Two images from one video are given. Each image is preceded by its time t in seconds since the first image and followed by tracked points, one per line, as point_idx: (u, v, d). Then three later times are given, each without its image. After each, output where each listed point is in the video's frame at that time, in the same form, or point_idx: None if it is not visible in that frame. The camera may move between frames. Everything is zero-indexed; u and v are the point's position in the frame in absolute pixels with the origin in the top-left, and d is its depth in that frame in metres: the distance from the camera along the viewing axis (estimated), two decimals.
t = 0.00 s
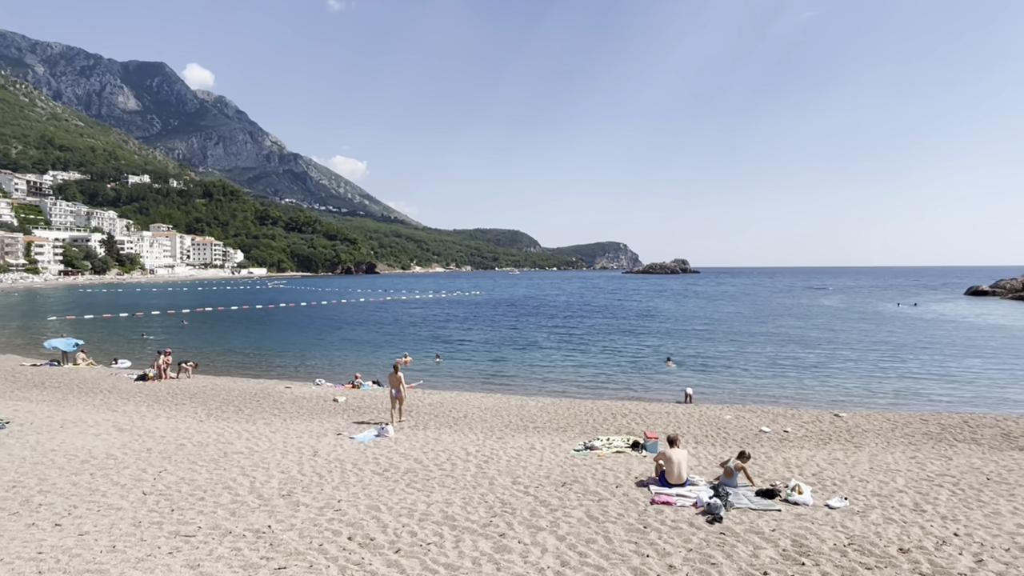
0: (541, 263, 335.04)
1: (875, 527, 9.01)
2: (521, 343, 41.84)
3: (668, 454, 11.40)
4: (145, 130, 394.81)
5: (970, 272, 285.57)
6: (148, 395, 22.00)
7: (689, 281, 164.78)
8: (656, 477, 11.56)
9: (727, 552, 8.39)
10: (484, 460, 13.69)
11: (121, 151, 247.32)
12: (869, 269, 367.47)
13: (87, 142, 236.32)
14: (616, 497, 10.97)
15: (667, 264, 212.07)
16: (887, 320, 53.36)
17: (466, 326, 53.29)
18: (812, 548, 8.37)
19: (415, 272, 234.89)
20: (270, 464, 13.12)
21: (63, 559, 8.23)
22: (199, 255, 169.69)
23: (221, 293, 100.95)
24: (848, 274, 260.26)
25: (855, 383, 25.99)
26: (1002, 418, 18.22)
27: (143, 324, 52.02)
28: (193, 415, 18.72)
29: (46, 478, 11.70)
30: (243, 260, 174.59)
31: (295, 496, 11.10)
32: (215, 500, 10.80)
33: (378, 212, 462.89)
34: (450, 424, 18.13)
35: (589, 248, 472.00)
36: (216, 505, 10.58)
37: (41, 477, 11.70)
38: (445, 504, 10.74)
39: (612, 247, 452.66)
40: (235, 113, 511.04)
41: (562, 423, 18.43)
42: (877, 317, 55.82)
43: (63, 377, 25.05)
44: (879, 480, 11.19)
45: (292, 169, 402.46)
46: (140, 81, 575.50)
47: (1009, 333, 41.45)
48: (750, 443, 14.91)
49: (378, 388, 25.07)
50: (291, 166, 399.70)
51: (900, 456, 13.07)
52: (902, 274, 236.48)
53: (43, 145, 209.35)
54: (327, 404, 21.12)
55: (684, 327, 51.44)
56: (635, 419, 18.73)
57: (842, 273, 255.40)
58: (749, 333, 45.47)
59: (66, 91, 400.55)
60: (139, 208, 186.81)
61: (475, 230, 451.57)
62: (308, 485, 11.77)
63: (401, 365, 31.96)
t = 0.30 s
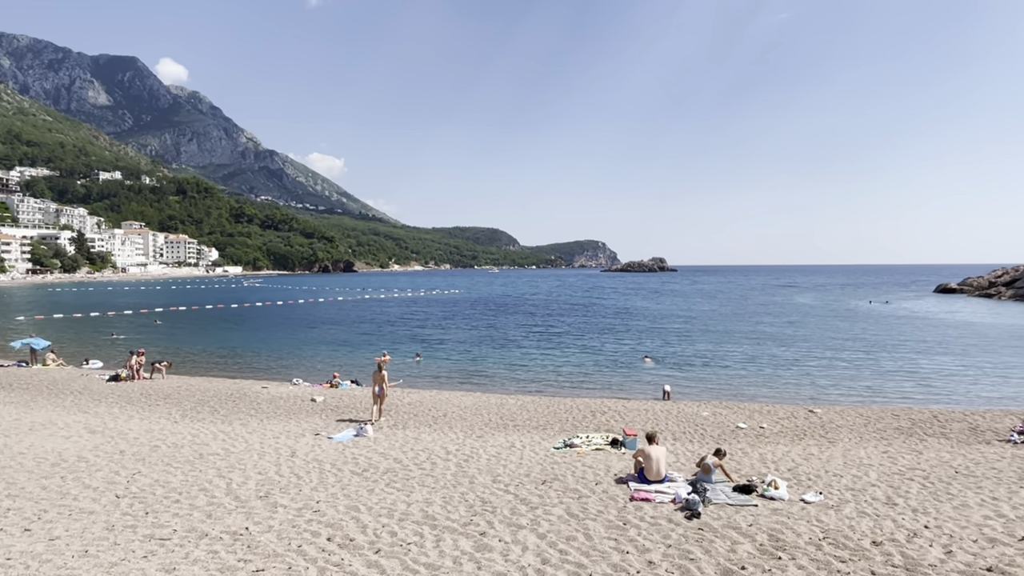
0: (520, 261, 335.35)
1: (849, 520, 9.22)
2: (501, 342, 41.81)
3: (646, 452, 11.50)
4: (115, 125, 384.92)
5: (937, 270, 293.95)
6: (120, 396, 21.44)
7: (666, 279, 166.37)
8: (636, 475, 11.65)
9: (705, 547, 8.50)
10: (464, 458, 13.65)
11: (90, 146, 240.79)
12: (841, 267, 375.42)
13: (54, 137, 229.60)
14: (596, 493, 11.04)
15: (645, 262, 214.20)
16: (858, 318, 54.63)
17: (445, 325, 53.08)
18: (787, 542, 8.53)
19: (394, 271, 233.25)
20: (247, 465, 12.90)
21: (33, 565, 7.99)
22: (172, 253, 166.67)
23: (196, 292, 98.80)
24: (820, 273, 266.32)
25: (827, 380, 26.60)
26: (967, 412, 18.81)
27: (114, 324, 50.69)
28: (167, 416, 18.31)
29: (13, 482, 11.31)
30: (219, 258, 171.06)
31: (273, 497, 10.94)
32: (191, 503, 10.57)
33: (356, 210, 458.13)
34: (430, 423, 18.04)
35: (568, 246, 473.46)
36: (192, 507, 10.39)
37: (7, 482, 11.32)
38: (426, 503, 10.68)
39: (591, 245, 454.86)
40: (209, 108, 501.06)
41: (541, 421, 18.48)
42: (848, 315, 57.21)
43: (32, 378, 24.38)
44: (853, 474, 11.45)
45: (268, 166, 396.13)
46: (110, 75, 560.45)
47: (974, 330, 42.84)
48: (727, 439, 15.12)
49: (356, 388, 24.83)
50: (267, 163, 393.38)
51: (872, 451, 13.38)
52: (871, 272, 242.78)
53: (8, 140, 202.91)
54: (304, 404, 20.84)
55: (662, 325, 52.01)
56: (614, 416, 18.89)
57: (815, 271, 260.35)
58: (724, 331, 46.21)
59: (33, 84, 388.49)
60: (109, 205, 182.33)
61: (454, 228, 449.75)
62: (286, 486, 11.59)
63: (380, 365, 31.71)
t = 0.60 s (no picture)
0: (498, 260, 335.14)
1: (822, 514, 9.44)
2: (480, 341, 41.72)
3: (624, 448, 11.62)
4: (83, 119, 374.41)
5: (904, 268, 301.75)
6: (89, 398, 20.86)
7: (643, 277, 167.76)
8: (613, 471, 11.77)
9: (682, 543, 8.63)
10: (442, 457, 13.62)
11: (57, 142, 233.91)
12: (813, 266, 382.72)
13: (19, 133, 222.63)
14: (575, 491, 11.13)
15: (623, 261, 215.84)
16: (829, 316, 55.87)
17: (424, 324, 52.80)
18: (761, 536, 8.72)
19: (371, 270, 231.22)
20: (222, 466, 12.68)
21: None
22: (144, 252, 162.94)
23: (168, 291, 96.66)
24: (793, 271, 271.81)
25: (801, 376, 27.16)
26: (933, 407, 19.40)
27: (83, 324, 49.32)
28: (139, 417, 17.88)
29: None
30: (192, 256, 167.44)
31: (249, 498, 10.80)
32: (164, 505, 10.35)
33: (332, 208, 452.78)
34: (408, 422, 17.95)
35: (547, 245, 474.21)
36: (165, 510, 10.18)
37: None
38: (404, 502, 10.64)
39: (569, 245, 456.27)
40: (181, 104, 490.25)
41: (520, 419, 18.52)
42: (820, 313, 58.49)
43: None
44: (826, 468, 11.73)
45: (242, 163, 389.19)
46: (78, 69, 545.30)
47: (940, 327, 44.16)
48: (703, 436, 15.36)
49: (334, 388, 24.57)
50: (241, 160, 386.29)
51: (844, 445, 13.73)
52: (843, 271, 248.26)
53: None
54: (281, 404, 20.57)
55: (640, 323, 52.45)
56: (592, 414, 19.04)
57: (788, 270, 265.27)
58: (701, 329, 46.81)
59: None
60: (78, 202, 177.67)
61: (433, 227, 447.33)
62: (262, 487, 11.44)
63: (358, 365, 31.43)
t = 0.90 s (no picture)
0: (476, 259, 334.83)
1: (795, 509, 9.62)
2: (459, 340, 41.60)
3: (602, 446, 11.68)
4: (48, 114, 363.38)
5: (872, 267, 309.18)
6: (57, 400, 20.25)
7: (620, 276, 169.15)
8: (591, 470, 11.84)
9: (659, 539, 8.72)
10: (420, 458, 13.54)
11: (21, 138, 226.75)
12: (784, 265, 390.10)
13: None
14: (553, 489, 11.17)
15: (600, 260, 217.65)
16: (801, 314, 57.02)
17: (401, 324, 52.46)
18: (737, 531, 8.86)
19: (348, 269, 228.96)
20: (196, 469, 12.40)
21: None
22: (114, 250, 159.04)
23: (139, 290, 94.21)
24: (766, 270, 277.20)
25: (773, 373, 27.72)
26: (901, 403, 19.95)
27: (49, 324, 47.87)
28: (109, 420, 17.41)
29: None
30: (164, 255, 163.88)
31: (223, 501, 10.57)
32: (136, 509, 10.09)
33: (308, 207, 446.97)
34: (386, 423, 17.80)
35: (525, 245, 474.36)
36: (135, 513, 9.92)
37: None
38: (382, 503, 10.53)
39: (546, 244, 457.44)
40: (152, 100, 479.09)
41: (499, 418, 18.53)
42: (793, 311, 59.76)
43: None
44: (798, 464, 11.97)
45: (215, 161, 381.73)
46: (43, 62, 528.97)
47: (909, 324, 45.48)
48: (679, 433, 15.54)
49: (310, 388, 24.23)
50: (214, 157, 378.86)
51: (816, 441, 14.01)
52: (814, 271, 254.17)
53: None
54: (256, 406, 20.21)
55: (617, 322, 52.86)
56: (570, 412, 19.13)
57: (762, 269, 269.76)
58: (678, 328, 47.38)
59: None
60: (44, 200, 172.92)
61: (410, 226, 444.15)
62: (237, 489, 11.23)
63: (335, 365, 31.09)
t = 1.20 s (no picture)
0: (455, 258, 333.65)
1: (770, 504, 9.76)
2: (437, 340, 41.38)
3: (580, 445, 11.70)
4: (13, 110, 352.11)
5: (843, 266, 315.70)
6: (23, 403, 19.57)
7: (598, 275, 170.09)
8: (569, 468, 11.85)
9: (636, 536, 8.77)
10: (398, 458, 13.40)
11: None
12: (759, 264, 396.19)
13: None
14: (532, 487, 11.15)
15: (578, 259, 218.79)
16: (775, 312, 58.08)
17: (379, 324, 52.00)
18: (714, 527, 8.95)
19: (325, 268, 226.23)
20: (169, 471, 12.07)
21: None
22: (83, 250, 154.86)
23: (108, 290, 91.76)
24: (741, 268, 282.44)
25: (749, 371, 28.16)
26: (871, 399, 20.40)
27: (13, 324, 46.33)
28: (77, 422, 16.86)
29: None
30: (135, 254, 160.11)
31: (196, 504, 10.30)
32: (105, 514, 9.77)
33: (284, 205, 440.26)
34: (364, 423, 17.58)
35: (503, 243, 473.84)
36: (104, 518, 9.62)
37: None
38: (359, 504, 10.38)
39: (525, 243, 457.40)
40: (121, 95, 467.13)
41: (478, 418, 18.45)
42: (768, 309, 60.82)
43: None
44: (773, 460, 12.15)
45: (188, 158, 373.66)
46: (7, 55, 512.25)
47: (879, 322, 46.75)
48: (657, 430, 15.68)
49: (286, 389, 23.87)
50: (187, 154, 370.75)
51: (790, 437, 14.26)
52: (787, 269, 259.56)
53: None
54: (230, 407, 19.79)
55: (595, 321, 53.21)
56: (548, 411, 19.15)
57: (739, 267, 273.29)
58: (656, 326, 47.88)
59: None
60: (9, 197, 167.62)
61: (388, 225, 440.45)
62: (211, 492, 10.96)
63: (311, 365, 30.65)
